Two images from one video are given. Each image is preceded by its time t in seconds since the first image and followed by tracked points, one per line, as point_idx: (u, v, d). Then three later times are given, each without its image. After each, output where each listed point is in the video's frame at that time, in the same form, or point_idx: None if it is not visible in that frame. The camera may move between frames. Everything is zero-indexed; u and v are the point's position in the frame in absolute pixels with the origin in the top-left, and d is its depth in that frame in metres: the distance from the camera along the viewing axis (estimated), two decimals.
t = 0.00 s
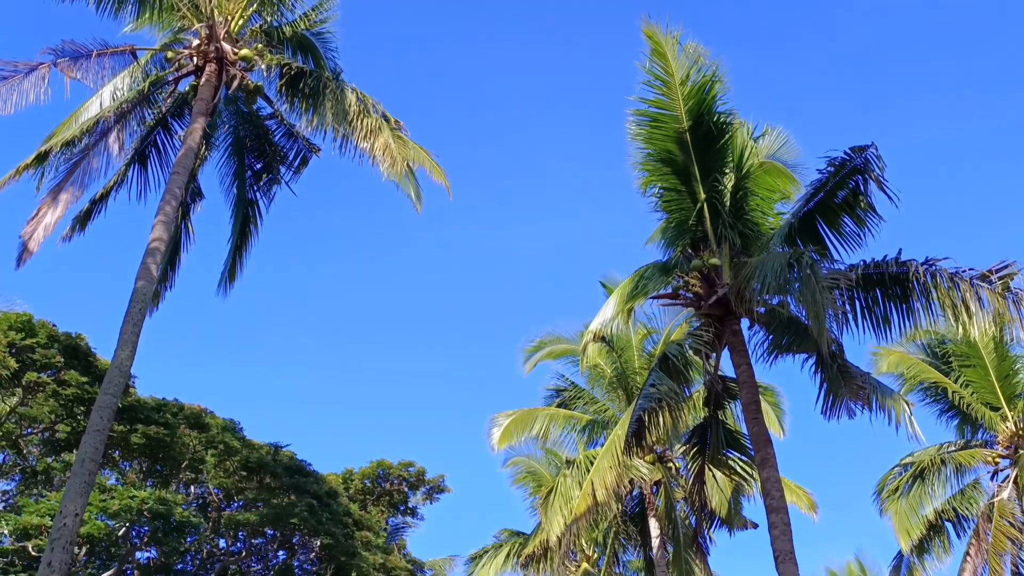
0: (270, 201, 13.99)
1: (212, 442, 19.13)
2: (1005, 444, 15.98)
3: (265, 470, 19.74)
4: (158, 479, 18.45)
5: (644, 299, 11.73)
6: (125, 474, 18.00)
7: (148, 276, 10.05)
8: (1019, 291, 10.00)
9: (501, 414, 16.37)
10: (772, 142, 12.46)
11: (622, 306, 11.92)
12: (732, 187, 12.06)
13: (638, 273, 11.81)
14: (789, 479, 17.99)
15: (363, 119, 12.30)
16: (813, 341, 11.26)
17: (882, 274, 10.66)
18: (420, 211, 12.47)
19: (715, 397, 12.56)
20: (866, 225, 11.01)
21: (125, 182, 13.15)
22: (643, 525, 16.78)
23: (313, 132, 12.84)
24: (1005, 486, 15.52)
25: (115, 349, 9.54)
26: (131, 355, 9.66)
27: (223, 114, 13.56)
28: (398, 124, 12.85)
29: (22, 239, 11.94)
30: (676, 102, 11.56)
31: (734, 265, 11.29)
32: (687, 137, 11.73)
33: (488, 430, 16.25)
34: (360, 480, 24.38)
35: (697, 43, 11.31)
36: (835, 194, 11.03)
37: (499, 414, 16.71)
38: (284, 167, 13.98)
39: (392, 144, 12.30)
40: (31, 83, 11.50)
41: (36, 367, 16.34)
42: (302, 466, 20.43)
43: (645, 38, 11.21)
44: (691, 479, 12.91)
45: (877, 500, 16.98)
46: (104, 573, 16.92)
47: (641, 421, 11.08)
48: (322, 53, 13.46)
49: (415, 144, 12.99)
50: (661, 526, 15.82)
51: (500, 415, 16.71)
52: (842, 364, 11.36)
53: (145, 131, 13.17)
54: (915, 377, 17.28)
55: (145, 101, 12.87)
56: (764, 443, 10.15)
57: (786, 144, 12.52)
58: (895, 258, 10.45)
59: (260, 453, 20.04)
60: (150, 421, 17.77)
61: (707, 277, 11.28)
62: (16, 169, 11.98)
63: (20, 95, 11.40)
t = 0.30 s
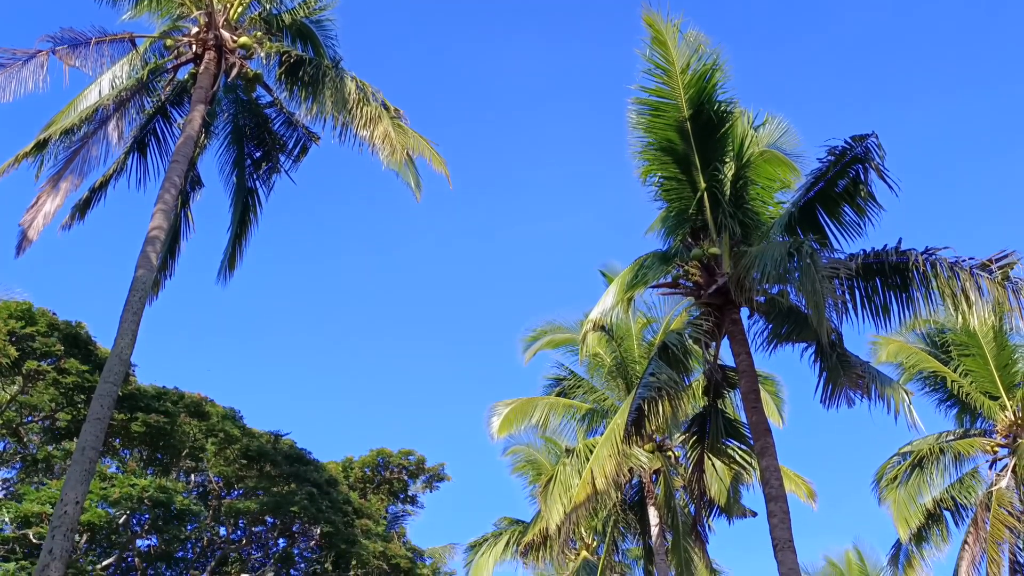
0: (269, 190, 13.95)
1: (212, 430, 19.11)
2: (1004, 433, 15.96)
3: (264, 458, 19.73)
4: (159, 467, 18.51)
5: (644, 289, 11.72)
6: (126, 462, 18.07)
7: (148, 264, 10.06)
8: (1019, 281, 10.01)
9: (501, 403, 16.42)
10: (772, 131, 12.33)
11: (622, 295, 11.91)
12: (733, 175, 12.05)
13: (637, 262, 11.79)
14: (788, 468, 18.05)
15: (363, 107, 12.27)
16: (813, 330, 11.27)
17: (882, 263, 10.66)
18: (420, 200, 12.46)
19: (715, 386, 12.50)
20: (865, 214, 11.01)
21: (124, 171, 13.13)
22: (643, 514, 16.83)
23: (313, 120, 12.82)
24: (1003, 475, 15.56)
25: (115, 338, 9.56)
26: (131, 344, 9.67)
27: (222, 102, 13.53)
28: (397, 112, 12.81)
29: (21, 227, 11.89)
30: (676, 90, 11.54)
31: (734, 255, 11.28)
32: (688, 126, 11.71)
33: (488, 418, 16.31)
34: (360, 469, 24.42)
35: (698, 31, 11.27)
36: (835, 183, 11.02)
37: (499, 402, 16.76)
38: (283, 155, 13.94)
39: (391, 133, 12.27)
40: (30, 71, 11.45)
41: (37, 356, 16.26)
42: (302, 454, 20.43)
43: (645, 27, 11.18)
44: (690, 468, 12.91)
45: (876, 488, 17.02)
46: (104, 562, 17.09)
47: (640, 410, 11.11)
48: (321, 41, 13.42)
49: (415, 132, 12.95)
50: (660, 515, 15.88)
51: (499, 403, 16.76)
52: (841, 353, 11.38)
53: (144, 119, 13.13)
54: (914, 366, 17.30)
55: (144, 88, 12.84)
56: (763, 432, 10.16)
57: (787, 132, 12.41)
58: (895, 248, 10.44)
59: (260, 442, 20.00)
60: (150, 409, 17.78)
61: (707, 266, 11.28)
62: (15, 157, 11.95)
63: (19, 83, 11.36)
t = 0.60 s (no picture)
0: (269, 178, 13.93)
1: (212, 418, 19.15)
2: (1004, 423, 15.93)
3: (265, 446, 19.73)
4: (159, 455, 18.56)
5: (644, 279, 11.70)
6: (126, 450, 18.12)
7: (148, 252, 10.05)
8: (1019, 272, 10.02)
9: (501, 392, 16.46)
10: (773, 121, 12.30)
11: (622, 285, 11.91)
12: (733, 165, 12.03)
13: (637, 252, 11.77)
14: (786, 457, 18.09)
15: (363, 96, 12.23)
16: (812, 321, 11.28)
17: (882, 253, 10.65)
18: (420, 189, 12.45)
19: (715, 375, 12.47)
20: (866, 204, 11.00)
21: (123, 159, 13.10)
22: (642, 503, 16.85)
23: (313, 109, 12.79)
24: (1001, 466, 15.61)
25: (115, 326, 9.57)
26: (131, 332, 9.68)
27: (222, 90, 13.49)
28: (398, 101, 12.77)
29: (21, 215, 11.88)
30: (677, 80, 11.52)
31: (735, 245, 11.28)
32: (689, 115, 11.70)
33: (488, 407, 16.37)
34: (360, 457, 24.46)
35: (699, 21, 11.23)
36: (836, 173, 11.00)
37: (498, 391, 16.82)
38: (283, 144, 13.91)
39: (391, 121, 12.25)
40: (29, 58, 11.42)
41: (37, 344, 16.33)
42: (302, 443, 20.43)
43: (647, 16, 11.16)
44: (690, 457, 12.95)
45: (874, 478, 17.06)
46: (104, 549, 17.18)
47: (640, 399, 11.15)
48: (321, 29, 13.31)
49: (416, 121, 12.91)
50: (658, 504, 15.93)
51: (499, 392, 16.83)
52: (841, 343, 11.39)
53: (144, 107, 13.09)
54: (913, 356, 17.31)
55: (144, 76, 12.80)
56: (763, 422, 10.17)
57: (787, 123, 12.37)
58: (896, 238, 10.43)
59: (260, 431, 19.95)
60: (150, 397, 17.80)
61: (707, 256, 11.26)
62: (15, 144, 11.93)
63: (18, 70, 11.33)
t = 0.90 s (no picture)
0: (269, 167, 13.90)
1: (212, 406, 19.13)
2: (1002, 414, 15.94)
3: (265, 435, 19.69)
4: (159, 443, 18.60)
5: (644, 269, 11.71)
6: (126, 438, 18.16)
7: (147, 241, 10.04)
8: (1020, 262, 10.02)
9: (500, 381, 16.52)
10: (775, 111, 12.25)
11: (622, 275, 11.91)
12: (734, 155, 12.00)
13: (637, 242, 11.77)
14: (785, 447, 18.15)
15: (363, 84, 12.19)
16: (812, 311, 11.28)
17: (882, 244, 10.64)
18: (420, 177, 12.43)
19: (714, 366, 12.52)
20: (866, 195, 11.00)
21: (122, 146, 13.07)
22: (640, 492, 16.86)
23: (313, 97, 12.75)
24: (999, 457, 15.63)
25: (115, 314, 9.58)
26: (131, 320, 9.69)
27: (221, 78, 13.46)
28: (398, 89, 12.73)
29: (21, 203, 11.84)
30: (678, 69, 11.50)
31: (735, 235, 11.28)
32: (690, 105, 11.68)
33: (488, 396, 16.45)
34: (360, 446, 24.50)
35: (701, 9, 11.19)
36: (838, 163, 10.97)
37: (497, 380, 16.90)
38: (283, 132, 13.88)
39: (392, 110, 12.22)
40: (28, 45, 11.38)
41: (37, 331, 16.28)
42: (302, 431, 20.41)
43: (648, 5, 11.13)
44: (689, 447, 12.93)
45: (873, 468, 17.09)
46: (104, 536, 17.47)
47: (638, 389, 11.19)
48: (320, 18, 13.21)
49: (416, 110, 12.88)
50: (657, 494, 15.99)
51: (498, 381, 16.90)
52: (840, 333, 11.40)
53: (144, 94, 13.05)
54: (913, 347, 17.31)
55: (144, 63, 12.76)
56: (762, 412, 10.17)
57: (788, 112, 12.32)
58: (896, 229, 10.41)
59: (260, 419, 19.93)
60: (150, 385, 17.83)
61: (707, 245, 11.25)
62: (15, 132, 11.91)
63: (17, 57, 11.28)
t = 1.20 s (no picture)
0: (269, 156, 13.87)
1: (212, 396, 19.20)
2: (1001, 404, 15.97)
3: (265, 424, 19.67)
4: (159, 432, 18.65)
5: (643, 259, 11.69)
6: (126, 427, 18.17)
7: (147, 231, 10.03)
8: (1020, 252, 10.02)
9: (500, 370, 16.55)
10: (774, 101, 12.22)
11: (622, 265, 11.89)
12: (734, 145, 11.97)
13: (637, 232, 11.74)
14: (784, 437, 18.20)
15: (362, 73, 12.16)
16: (812, 301, 11.28)
17: (882, 234, 10.62)
18: (419, 167, 12.42)
19: (713, 356, 12.52)
20: (866, 184, 10.99)
21: (121, 136, 13.05)
22: (640, 482, 16.87)
23: (312, 86, 12.72)
24: (998, 447, 15.66)
25: (115, 304, 9.58)
26: (131, 309, 9.69)
27: (221, 67, 13.42)
28: (397, 79, 12.69)
29: (20, 192, 11.81)
30: (678, 58, 11.48)
31: (734, 225, 11.27)
32: (690, 94, 11.66)
33: (487, 386, 16.49)
34: (360, 435, 24.54)
35: None
36: (838, 153, 10.95)
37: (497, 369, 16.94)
38: (282, 122, 13.84)
39: (391, 100, 12.19)
40: (27, 34, 11.34)
41: (37, 321, 16.27)
42: (302, 420, 20.42)
43: None
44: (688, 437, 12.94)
45: (872, 458, 17.13)
46: (105, 525, 17.62)
47: (637, 378, 11.22)
48: (319, 6, 13.19)
49: (415, 99, 12.83)
50: (656, 483, 16.02)
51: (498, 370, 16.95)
52: (840, 323, 11.41)
53: (143, 84, 13.02)
54: (912, 337, 17.33)
55: (143, 52, 12.73)
56: (761, 402, 10.18)
57: (789, 102, 12.28)
58: (897, 219, 10.40)
59: (260, 408, 19.93)
60: (150, 374, 17.86)
61: (707, 236, 11.26)
62: (13, 121, 11.87)
63: (16, 46, 11.25)
